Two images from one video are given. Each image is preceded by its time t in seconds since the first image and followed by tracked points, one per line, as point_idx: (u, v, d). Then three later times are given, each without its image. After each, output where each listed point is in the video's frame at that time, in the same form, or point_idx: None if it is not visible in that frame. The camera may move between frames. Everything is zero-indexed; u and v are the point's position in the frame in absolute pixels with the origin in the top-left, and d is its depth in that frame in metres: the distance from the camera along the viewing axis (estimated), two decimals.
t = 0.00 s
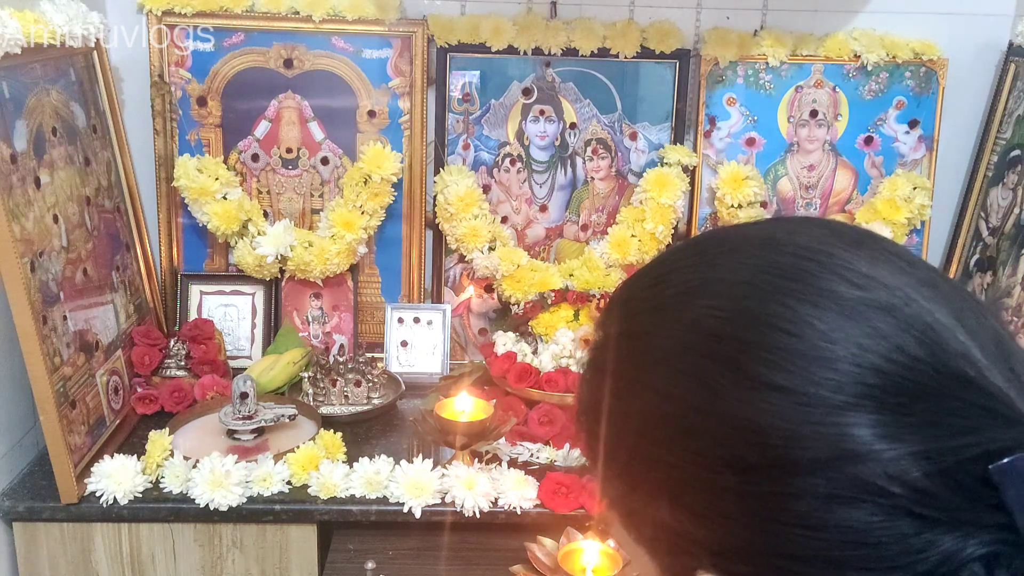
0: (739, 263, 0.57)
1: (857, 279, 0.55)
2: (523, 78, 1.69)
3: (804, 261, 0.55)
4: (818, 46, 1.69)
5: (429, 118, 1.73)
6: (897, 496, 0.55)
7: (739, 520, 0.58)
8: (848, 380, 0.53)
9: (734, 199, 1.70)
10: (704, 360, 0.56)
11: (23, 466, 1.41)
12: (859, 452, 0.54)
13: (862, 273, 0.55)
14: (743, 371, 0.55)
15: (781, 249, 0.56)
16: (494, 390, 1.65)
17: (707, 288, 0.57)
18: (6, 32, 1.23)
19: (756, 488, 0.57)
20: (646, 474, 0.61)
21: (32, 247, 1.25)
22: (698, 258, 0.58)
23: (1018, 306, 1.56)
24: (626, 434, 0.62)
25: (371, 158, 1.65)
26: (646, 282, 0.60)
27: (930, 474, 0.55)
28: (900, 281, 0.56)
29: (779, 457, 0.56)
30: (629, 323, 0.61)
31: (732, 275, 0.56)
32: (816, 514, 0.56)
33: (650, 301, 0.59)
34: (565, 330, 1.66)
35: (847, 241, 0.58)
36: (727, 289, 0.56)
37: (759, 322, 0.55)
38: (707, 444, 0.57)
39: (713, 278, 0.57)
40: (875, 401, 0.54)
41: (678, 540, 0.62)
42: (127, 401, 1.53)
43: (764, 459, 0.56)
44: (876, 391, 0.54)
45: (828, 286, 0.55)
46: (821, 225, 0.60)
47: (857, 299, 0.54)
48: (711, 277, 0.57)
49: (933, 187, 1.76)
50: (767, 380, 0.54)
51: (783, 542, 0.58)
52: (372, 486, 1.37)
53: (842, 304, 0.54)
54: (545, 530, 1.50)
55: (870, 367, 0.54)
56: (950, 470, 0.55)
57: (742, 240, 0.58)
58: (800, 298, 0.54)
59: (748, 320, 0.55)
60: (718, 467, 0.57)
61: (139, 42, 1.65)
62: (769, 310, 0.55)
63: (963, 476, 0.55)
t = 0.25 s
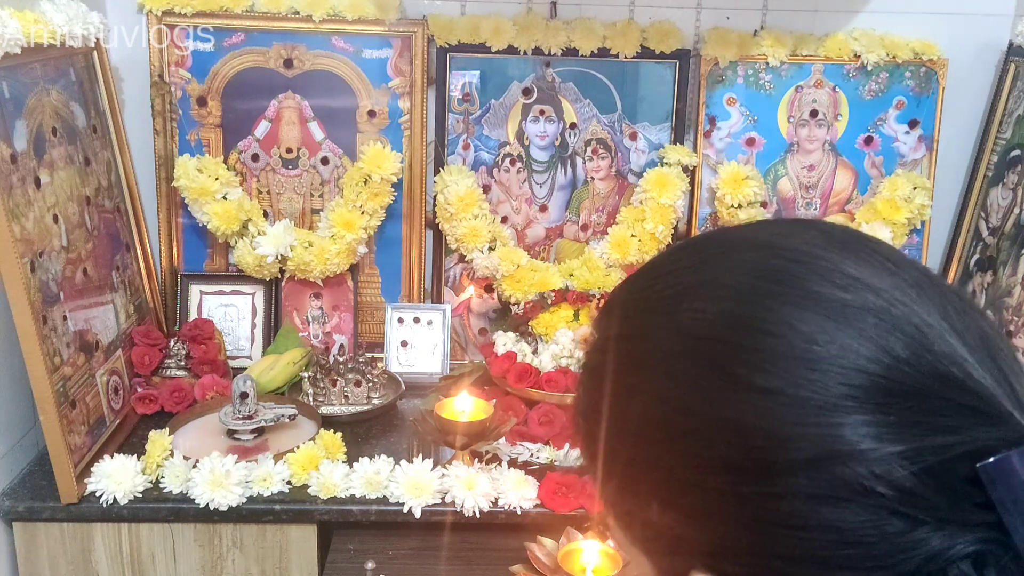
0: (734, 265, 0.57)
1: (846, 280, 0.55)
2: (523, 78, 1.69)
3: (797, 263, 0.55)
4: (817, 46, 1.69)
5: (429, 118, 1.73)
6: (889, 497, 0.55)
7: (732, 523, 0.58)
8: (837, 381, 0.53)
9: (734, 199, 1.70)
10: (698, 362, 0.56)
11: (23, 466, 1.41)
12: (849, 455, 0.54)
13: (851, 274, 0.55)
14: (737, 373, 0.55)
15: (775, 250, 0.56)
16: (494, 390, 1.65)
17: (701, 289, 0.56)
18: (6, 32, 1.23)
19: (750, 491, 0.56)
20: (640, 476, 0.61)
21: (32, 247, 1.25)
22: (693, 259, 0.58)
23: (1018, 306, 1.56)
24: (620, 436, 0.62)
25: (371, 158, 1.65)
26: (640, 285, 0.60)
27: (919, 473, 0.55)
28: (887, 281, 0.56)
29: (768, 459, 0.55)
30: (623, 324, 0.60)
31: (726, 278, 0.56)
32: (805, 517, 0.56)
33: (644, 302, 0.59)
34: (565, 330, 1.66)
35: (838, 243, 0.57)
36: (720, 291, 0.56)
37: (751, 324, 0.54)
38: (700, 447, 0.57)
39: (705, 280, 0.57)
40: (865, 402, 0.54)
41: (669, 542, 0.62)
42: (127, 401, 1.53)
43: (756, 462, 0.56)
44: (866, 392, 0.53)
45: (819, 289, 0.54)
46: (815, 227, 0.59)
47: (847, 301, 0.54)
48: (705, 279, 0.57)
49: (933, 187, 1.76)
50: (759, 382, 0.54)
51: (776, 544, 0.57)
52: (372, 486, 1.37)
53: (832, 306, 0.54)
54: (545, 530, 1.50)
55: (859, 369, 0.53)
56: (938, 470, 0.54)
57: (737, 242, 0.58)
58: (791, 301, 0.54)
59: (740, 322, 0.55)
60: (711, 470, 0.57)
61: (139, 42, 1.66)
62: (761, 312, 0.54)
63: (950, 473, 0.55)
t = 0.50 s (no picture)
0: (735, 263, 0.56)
1: (847, 280, 0.55)
2: (522, 78, 1.69)
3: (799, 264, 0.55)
4: (818, 46, 1.69)
5: (429, 118, 1.73)
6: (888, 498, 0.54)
7: (729, 522, 0.58)
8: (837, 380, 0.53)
9: (734, 199, 1.70)
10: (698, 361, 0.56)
11: (23, 466, 1.41)
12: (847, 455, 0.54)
13: (852, 275, 0.55)
14: (736, 373, 0.55)
15: (777, 251, 0.56)
16: (494, 390, 1.65)
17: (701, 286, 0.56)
18: (6, 32, 1.23)
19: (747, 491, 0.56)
20: (640, 472, 0.61)
21: (32, 247, 1.25)
22: (696, 257, 0.58)
23: (1018, 306, 1.56)
24: (622, 433, 0.62)
25: (371, 158, 1.65)
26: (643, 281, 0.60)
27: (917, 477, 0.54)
28: (888, 279, 0.55)
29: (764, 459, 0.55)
30: (625, 321, 0.61)
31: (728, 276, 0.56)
32: (802, 519, 0.56)
33: (646, 300, 0.59)
34: (565, 330, 1.66)
35: (842, 244, 0.57)
36: (721, 290, 0.56)
37: (750, 324, 0.54)
38: (697, 445, 0.57)
39: (706, 278, 0.57)
40: (864, 402, 0.53)
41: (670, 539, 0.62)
42: (127, 401, 1.53)
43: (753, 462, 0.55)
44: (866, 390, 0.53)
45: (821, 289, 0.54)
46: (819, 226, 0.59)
47: (847, 302, 0.54)
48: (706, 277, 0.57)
49: (933, 187, 1.76)
50: (757, 382, 0.54)
51: (773, 545, 0.57)
52: (372, 486, 1.37)
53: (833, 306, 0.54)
54: (545, 530, 1.50)
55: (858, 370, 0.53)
56: (935, 471, 0.54)
57: (742, 241, 0.58)
58: (791, 302, 0.54)
59: (740, 322, 0.55)
60: (707, 469, 0.57)
61: (139, 42, 1.66)
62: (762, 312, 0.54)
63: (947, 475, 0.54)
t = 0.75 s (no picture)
0: (752, 259, 0.50)
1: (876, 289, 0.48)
2: (523, 79, 1.69)
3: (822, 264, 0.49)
4: (818, 46, 1.69)
5: (429, 118, 1.73)
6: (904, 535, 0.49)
7: (729, 540, 0.53)
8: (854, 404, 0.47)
9: (734, 199, 1.70)
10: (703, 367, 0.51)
11: (23, 466, 1.41)
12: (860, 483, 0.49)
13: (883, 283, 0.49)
14: (742, 383, 0.49)
15: (799, 245, 0.50)
16: (494, 390, 1.65)
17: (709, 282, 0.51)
18: (6, 32, 1.23)
19: (749, 511, 0.51)
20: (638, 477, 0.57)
21: (31, 247, 1.25)
22: (710, 246, 0.52)
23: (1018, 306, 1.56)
24: (620, 428, 0.57)
25: (371, 158, 1.65)
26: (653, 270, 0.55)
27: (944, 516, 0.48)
28: (924, 304, 0.48)
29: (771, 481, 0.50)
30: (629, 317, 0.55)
31: (742, 273, 0.50)
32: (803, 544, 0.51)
33: (652, 292, 0.54)
34: (565, 330, 1.64)
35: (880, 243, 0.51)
36: (731, 289, 0.50)
37: (757, 331, 0.49)
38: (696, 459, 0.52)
39: (715, 274, 0.51)
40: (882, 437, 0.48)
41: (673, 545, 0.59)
42: (127, 401, 1.53)
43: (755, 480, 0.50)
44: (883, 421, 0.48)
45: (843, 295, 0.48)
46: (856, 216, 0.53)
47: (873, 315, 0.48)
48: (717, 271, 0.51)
49: (933, 187, 1.76)
50: (763, 395, 0.49)
51: (776, 569, 0.53)
52: (372, 486, 1.37)
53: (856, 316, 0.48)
54: (545, 530, 1.50)
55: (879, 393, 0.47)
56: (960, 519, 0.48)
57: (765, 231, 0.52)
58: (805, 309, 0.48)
59: (749, 325, 0.49)
60: (706, 483, 0.52)
61: (139, 42, 1.65)
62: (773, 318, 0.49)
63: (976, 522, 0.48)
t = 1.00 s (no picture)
0: (782, 259, 0.50)
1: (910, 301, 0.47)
2: (522, 78, 1.69)
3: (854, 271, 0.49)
4: (818, 46, 1.69)
5: (429, 118, 1.73)
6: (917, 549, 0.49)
7: (733, 540, 0.54)
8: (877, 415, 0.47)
9: (734, 199, 1.70)
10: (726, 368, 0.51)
11: (23, 466, 1.41)
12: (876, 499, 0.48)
13: (916, 293, 0.48)
14: (762, 386, 0.50)
15: (839, 249, 0.50)
16: (494, 390, 1.65)
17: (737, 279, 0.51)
18: (6, 31, 1.23)
19: (755, 514, 0.52)
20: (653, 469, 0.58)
21: (32, 247, 1.25)
22: (744, 242, 0.52)
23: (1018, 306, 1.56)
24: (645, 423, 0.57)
25: (371, 158, 1.65)
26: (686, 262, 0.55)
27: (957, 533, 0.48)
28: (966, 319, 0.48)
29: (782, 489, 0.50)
30: (658, 311, 0.56)
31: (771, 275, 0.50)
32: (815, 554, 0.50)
33: (683, 286, 0.54)
34: (565, 330, 1.63)
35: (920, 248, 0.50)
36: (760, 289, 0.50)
37: (780, 335, 0.49)
38: (710, 458, 0.52)
39: (745, 272, 0.51)
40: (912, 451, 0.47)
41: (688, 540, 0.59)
42: (127, 401, 1.53)
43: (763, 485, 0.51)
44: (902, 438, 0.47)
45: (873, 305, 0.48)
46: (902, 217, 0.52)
47: (903, 327, 0.47)
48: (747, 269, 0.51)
49: (933, 187, 1.76)
50: (782, 401, 0.49)
51: None
52: (372, 486, 1.37)
53: (887, 328, 0.47)
54: (545, 530, 1.50)
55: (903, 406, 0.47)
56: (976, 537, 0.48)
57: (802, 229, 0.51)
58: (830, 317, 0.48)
59: (785, 332, 0.49)
60: (716, 482, 0.53)
61: (139, 42, 1.66)
62: (799, 322, 0.49)
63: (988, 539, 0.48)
